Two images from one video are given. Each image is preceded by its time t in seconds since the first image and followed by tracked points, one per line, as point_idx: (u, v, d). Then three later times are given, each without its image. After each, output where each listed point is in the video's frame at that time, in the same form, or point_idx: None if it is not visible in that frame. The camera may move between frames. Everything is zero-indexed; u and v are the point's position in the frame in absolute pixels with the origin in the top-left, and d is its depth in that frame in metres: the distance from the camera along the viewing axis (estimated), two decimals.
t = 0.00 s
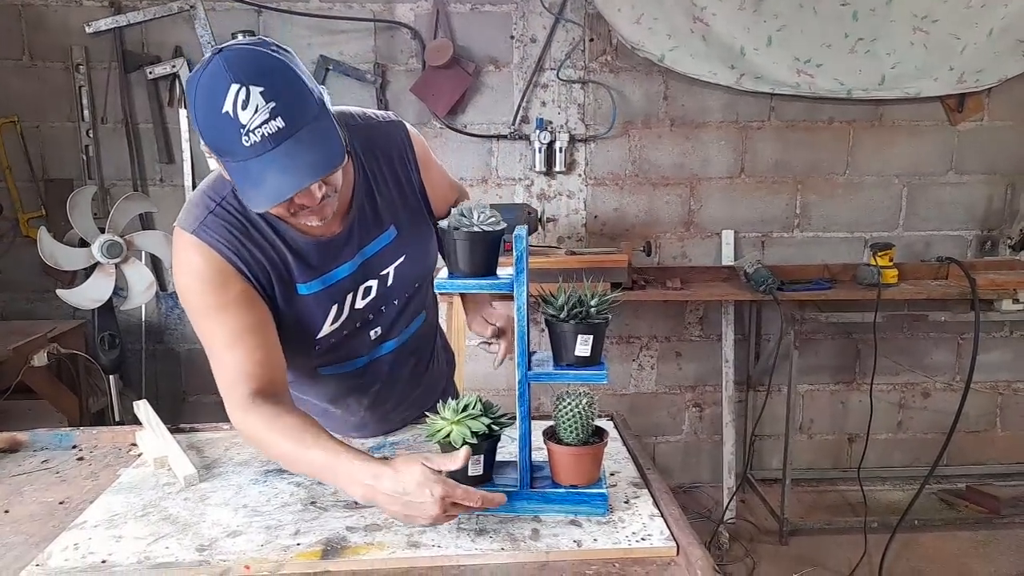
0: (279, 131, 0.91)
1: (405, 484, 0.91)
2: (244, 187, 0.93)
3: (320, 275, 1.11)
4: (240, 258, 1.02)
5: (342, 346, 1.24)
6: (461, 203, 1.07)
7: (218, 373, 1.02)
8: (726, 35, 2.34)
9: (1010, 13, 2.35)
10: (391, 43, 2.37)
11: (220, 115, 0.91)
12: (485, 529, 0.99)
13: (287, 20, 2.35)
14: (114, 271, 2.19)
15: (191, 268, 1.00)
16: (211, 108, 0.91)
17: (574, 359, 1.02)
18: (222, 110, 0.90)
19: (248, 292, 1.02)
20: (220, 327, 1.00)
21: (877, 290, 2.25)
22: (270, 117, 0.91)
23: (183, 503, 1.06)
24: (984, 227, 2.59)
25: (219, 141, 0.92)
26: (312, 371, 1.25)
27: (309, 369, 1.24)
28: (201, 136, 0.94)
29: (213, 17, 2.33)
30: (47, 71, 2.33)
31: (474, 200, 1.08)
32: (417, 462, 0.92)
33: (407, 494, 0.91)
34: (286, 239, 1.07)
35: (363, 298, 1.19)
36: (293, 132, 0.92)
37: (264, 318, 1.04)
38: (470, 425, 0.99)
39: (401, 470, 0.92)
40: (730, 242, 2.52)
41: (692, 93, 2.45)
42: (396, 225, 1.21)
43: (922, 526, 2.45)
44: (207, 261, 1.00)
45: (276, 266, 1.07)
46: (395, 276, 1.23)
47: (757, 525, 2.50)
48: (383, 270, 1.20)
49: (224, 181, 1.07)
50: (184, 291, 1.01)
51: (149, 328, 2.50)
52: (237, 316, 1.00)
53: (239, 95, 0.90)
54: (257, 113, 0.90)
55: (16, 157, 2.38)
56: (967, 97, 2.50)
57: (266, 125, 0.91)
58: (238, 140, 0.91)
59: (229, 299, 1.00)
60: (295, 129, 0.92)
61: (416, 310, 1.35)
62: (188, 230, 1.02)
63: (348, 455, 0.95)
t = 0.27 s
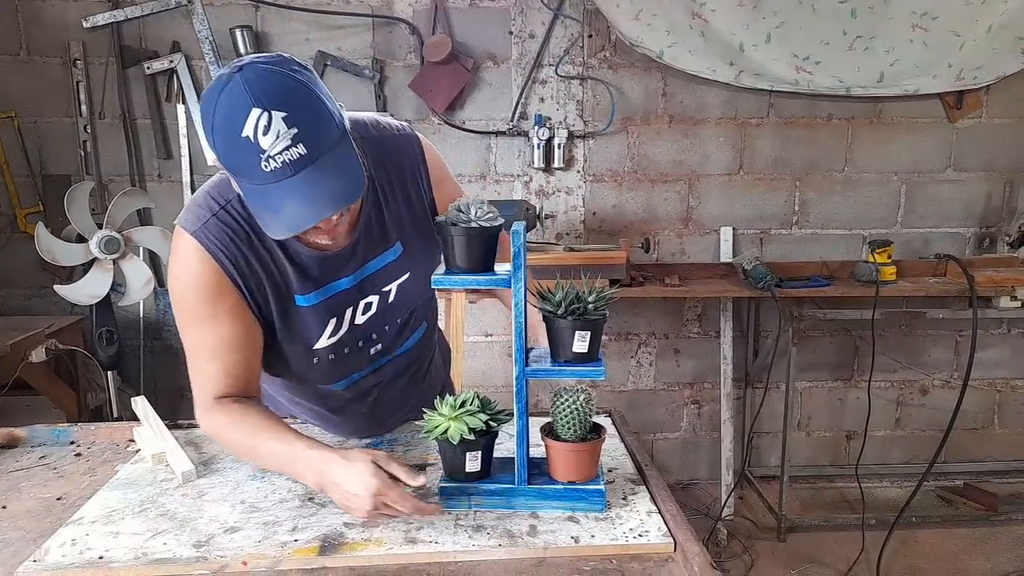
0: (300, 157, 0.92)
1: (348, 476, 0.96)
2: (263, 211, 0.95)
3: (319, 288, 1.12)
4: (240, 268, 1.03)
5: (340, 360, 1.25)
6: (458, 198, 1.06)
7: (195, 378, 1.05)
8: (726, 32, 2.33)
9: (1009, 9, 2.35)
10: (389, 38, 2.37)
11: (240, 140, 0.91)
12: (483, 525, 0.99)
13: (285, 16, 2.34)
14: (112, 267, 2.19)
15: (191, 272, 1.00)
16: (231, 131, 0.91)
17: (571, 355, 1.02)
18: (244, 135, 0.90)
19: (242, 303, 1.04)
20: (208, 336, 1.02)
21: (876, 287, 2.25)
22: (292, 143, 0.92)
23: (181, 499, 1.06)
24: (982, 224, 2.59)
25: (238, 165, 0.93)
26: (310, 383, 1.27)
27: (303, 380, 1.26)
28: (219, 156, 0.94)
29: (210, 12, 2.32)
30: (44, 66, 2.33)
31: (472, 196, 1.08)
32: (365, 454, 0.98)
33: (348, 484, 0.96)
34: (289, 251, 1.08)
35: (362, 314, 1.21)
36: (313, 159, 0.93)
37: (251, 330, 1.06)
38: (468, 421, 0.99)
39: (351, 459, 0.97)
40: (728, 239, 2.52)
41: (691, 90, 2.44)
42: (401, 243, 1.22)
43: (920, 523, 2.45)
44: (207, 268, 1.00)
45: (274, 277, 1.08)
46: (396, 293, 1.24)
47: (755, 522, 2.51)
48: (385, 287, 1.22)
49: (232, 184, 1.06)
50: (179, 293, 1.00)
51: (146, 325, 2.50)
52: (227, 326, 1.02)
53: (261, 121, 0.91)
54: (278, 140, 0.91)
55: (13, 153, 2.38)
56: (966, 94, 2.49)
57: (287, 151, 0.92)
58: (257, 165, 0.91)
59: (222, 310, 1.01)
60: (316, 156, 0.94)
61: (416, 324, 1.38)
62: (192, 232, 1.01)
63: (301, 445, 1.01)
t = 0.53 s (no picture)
0: (320, 179, 0.94)
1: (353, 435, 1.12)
2: (280, 228, 0.97)
3: (322, 299, 1.16)
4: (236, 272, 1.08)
5: (338, 369, 1.27)
6: (456, 200, 1.06)
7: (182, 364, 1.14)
8: (724, 34, 2.34)
9: (1007, 10, 2.35)
10: (388, 41, 2.37)
11: (260, 159, 0.92)
12: (482, 527, 0.99)
13: (284, 18, 2.34)
14: (111, 269, 2.19)
15: (189, 272, 1.05)
16: (251, 149, 0.92)
17: (570, 356, 1.02)
18: (263, 154, 0.91)
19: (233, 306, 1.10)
20: (197, 332, 1.10)
21: (874, 288, 2.26)
22: (311, 164, 0.93)
23: (180, 501, 1.06)
24: (980, 225, 2.60)
25: (257, 182, 0.94)
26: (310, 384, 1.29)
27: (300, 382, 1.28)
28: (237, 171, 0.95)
29: (209, 14, 2.33)
30: (43, 69, 2.33)
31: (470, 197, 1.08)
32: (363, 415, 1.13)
33: (354, 443, 1.12)
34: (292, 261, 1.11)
35: (366, 328, 1.23)
36: (331, 181, 0.95)
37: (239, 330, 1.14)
38: (466, 422, 0.99)
39: (351, 422, 1.13)
40: (727, 240, 2.52)
41: (690, 91, 2.45)
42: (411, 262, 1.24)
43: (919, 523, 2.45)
44: (205, 270, 1.05)
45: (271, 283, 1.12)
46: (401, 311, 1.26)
47: (755, 523, 2.51)
48: (392, 305, 1.24)
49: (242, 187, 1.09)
50: (175, 290, 1.06)
51: (146, 327, 2.50)
52: (216, 326, 1.10)
53: (281, 142, 0.91)
54: (298, 162, 0.92)
55: (13, 156, 2.38)
56: (964, 95, 2.50)
57: (307, 172, 0.93)
58: (276, 184, 0.93)
59: (213, 312, 1.08)
60: (334, 177, 0.95)
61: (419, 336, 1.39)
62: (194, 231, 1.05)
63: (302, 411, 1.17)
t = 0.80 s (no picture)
0: (324, 158, 0.96)
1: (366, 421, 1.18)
2: (284, 204, 0.99)
3: (328, 284, 1.19)
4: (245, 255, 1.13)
5: (343, 356, 1.29)
6: (457, 200, 1.07)
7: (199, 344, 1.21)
8: (724, 33, 2.34)
9: (1007, 8, 2.35)
10: (389, 41, 2.37)
11: (268, 137, 0.95)
12: (484, 526, 1.00)
13: (285, 19, 2.35)
14: (114, 270, 2.20)
15: (201, 254, 1.11)
16: (260, 127, 0.95)
17: (570, 355, 1.02)
18: (271, 132, 0.94)
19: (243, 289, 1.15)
20: (211, 314, 1.17)
21: (876, 287, 2.26)
22: (317, 144, 0.95)
23: (183, 501, 1.07)
24: (982, 223, 2.60)
25: (265, 159, 0.96)
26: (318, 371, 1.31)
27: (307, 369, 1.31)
28: (247, 148, 0.98)
29: (211, 16, 2.33)
30: (45, 71, 2.34)
31: (471, 197, 1.09)
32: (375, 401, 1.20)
33: (367, 427, 1.18)
34: (299, 244, 1.15)
35: (371, 316, 1.25)
36: (335, 161, 0.97)
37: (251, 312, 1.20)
38: (468, 421, 1.00)
39: (365, 407, 1.19)
40: (729, 239, 2.53)
41: (690, 91, 2.45)
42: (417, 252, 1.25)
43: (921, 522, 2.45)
44: (215, 252, 1.11)
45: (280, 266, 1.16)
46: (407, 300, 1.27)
47: (757, 522, 2.51)
48: (396, 293, 1.25)
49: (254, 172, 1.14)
50: (189, 272, 1.13)
51: (149, 328, 2.51)
52: (229, 308, 1.16)
53: (289, 120, 0.94)
54: (304, 140, 0.94)
55: (15, 158, 2.38)
56: (965, 94, 2.50)
57: (312, 151, 0.95)
58: (283, 162, 0.95)
59: (225, 294, 1.15)
60: (339, 158, 0.97)
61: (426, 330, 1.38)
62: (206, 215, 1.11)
63: (319, 395, 1.24)
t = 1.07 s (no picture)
0: (330, 110, 0.98)
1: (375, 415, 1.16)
2: (291, 153, 1.00)
3: (339, 257, 1.22)
4: (267, 224, 1.16)
5: (349, 337, 1.29)
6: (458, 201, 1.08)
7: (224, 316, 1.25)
8: (723, 35, 2.35)
9: (1005, 10, 2.36)
10: (389, 44, 2.38)
11: (281, 87, 0.98)
12: (484, 525, 1.00)
13: (285, 21, 2.36)
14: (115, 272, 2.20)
15: (227, 220, 1.15)
16: (274, 78, 0.98)
17: (570, 356, 1.03)
18: (282, 83, 0.97)
19: (265, 258, 1.19)
20: (235, 283, 1.20)
21: (875, 288, 2.26)
22: (324, 96, 0.98)
23: (186, 501, 1.07)
24: (980, 225, 2.61)
25: (276, 110, 0.99)
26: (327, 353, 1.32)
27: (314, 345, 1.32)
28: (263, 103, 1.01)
29: (211, 19, 2.34)
30: (46, 73, 2.34)
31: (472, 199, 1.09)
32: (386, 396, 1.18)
33: (376, 422, 1.16)
34: (315, 215, 1.19)
35: (378, 295, 1.26)
36: (342, 113, 0.98)
37: (273, 284, 1.23)
38: (468, 422, 1.00)
39: (376, 402, 1.16)
40: (728, 241, 2.53)
41: (689, 93, 2.46)
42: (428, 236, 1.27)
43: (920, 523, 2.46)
44: (239, 219, 1.15)
45: (297, 237, 1.19)
46: (416, 284, 1.28)
47: (757, 523, 2.51)
48: (405, 274, 1.27)
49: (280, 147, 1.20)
50: (216, 239, 1.17)
51: (149, 330, 2.52)
52: (253, 277, 1.20)
53: (301, 72, 0.97)
54: (313, 90, 0.97)
55: (16, 160, 2.39)
56: (963, 96, 2.51)
57: (319, 103, 0.97)
58: (292, 111, 0.98)
59: (249, 261, 1.18)
60: (345, 112, 0.99)
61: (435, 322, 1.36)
62: (232, 183, 1.16)
63: (334, 385, 1.22)
